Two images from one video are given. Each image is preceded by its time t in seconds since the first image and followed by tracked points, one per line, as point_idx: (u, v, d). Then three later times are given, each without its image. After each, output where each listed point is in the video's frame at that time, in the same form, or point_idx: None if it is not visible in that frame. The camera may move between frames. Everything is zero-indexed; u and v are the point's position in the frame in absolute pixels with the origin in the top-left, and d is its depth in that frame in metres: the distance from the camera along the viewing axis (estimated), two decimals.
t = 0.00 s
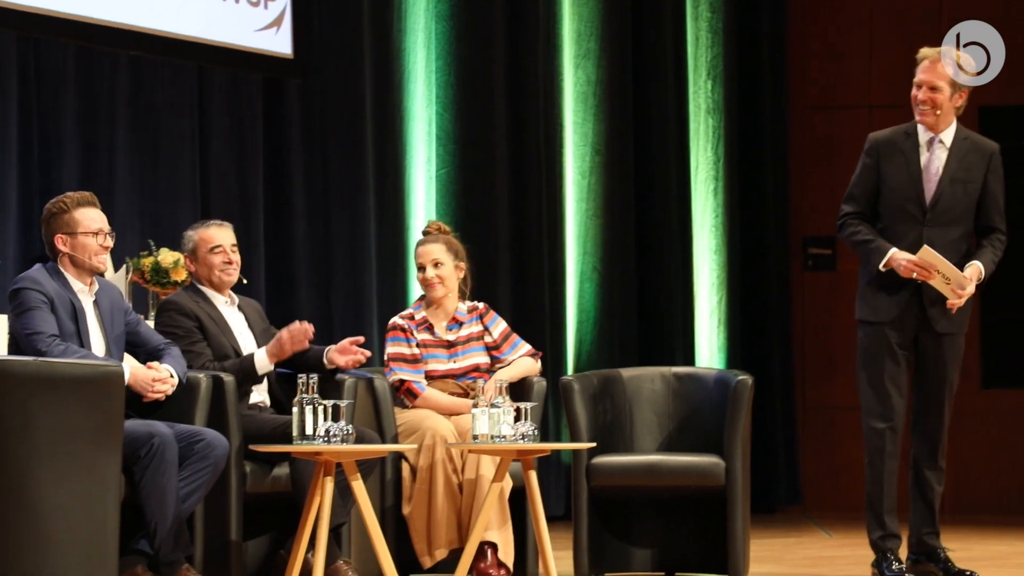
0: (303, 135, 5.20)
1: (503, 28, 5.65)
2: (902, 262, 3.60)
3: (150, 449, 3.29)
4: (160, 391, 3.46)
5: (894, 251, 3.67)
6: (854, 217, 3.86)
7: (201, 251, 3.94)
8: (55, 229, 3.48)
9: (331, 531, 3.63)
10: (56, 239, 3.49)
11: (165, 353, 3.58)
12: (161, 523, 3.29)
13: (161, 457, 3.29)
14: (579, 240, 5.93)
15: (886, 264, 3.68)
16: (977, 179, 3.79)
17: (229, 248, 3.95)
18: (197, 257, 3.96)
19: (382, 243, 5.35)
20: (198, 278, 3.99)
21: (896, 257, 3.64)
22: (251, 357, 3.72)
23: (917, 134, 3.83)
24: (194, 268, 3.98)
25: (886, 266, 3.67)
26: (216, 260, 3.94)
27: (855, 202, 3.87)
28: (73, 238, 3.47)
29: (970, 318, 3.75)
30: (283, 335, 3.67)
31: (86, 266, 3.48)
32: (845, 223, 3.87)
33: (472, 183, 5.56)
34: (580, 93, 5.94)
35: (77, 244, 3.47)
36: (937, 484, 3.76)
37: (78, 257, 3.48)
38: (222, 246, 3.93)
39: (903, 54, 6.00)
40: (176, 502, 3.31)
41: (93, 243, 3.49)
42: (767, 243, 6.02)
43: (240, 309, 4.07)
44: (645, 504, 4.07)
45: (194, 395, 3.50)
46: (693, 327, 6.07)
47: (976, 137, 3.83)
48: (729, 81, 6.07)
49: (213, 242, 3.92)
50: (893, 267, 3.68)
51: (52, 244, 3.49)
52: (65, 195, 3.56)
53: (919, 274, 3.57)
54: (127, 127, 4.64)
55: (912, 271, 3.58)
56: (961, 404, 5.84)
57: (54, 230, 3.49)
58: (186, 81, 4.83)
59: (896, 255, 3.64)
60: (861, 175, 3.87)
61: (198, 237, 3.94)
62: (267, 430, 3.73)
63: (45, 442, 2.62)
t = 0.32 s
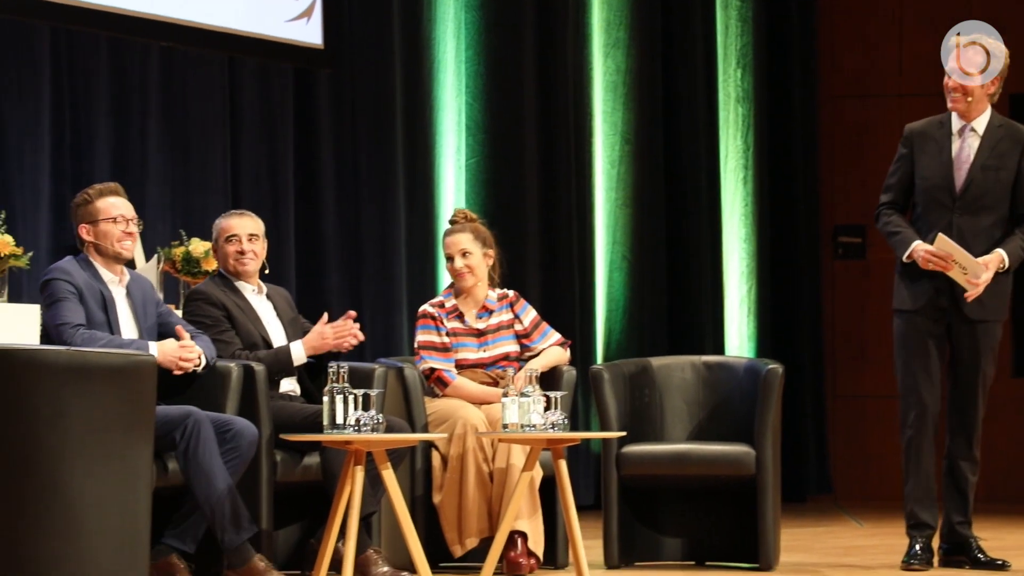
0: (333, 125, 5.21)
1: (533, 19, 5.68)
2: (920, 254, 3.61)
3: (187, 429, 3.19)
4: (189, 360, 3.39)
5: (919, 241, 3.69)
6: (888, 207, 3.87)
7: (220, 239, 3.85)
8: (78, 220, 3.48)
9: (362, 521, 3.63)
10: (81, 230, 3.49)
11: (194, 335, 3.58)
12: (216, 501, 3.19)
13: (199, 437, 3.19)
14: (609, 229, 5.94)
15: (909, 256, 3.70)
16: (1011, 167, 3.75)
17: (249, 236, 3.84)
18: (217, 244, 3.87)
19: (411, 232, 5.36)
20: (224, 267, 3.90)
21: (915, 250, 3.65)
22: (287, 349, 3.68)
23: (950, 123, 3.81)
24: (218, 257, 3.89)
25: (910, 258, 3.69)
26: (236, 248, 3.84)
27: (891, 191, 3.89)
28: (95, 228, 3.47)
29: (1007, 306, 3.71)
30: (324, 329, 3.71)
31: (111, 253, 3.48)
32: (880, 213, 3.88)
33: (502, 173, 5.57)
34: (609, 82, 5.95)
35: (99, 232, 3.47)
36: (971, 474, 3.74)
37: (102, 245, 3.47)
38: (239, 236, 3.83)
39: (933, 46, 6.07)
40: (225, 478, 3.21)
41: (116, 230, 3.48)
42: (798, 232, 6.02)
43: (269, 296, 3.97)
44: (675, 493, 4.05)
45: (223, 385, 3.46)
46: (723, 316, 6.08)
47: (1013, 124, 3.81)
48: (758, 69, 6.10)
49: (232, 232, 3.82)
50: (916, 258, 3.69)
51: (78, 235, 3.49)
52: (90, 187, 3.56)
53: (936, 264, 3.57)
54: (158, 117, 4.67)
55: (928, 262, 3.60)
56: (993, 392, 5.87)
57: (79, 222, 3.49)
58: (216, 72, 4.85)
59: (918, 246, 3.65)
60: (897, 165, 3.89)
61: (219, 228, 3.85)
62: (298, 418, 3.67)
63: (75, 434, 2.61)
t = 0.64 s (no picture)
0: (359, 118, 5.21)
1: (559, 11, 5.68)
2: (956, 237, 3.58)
3: (205, 417, 3.11)
4: (211, 366, 3.29)
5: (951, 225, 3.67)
6: (916, 199, 3.86)
7: (251, 233, 3.84)
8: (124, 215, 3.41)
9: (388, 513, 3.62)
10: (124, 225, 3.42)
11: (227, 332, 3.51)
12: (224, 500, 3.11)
13: (216, 424, 3.12)
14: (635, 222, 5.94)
15: (942, 240, 3.68)
16: None
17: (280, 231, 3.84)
18: (248, 237, 3.86)
19: (437, 225, 5.36)
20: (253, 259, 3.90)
21: (949, 233, 3.63)
22: (317, 344, 3.68)
23: (977, 115, 3.80)
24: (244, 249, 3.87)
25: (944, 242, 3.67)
26: (268, 242, 3.83)
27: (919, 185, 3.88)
28: (139, 223, 3.39)
29: None
30: (351, 322, 3.70)
31: (152, 251, 3.39)
32: (908, 207, 3.87)
33: (528, 165, 5.58)
34: (635, 74, 5.95)
35: (140, 227, 3.39)
36: (999, 467, 3.72)
37: (144, 241, 3.39)
38: (271, 230, 3.82)
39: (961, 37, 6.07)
40: (235, 474, 3.13)
41: (159, 227, 3.40)
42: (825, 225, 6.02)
43: (294, 287, 3.95)
44: (701, 486, 4.03)
45: (250, 375, 3.42)
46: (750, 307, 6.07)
47: None
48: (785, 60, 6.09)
49: (264, 225, 3.81)
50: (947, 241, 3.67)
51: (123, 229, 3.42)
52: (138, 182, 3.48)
53: (973, 249, 3.54)
54: (184, 109, 4.68)
55: (966, 247, 3.57)
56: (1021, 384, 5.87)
57: (124, 217, 3.41)
58: (243, 65, 4.86)
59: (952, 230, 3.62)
60: (925, 158, 3.87)
61: (248, 220, 3.83)
62: (324, 411, 3.66)
63: (99, 427, 2.61)
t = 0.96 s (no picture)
0: (379, 112, 5.20)
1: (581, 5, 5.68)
2: (993, 231, 3.56)
3: (223, 426, 3.10)
4: (231, 356, 3.27)
5: (984, 219, 3.62)
6: (939, 194, 3.81)
7: (311, 238, 3.70)
8: (181, 217, 3.29)
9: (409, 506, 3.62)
10: (180, 228, 3.30)
11: (255, 329, 3.42)
12: (220, 509, 3.07)
13: (232, 433, 3.10)
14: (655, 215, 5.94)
15: (976, 235, 3.63)
16: None
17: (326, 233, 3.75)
18: (305, 241, 3.70)
19: (457, 219, 5.36)
20: (290, 256, 3.74)
21: (983, 227, 3.60)
22: (344, 341, 3.63)
23: (998, 108, 3.77)
24: (294, 252, 3.71)
25: (979, 238, 3.62)
26: (325, 245, 3.73)
27: (940, 179, 3.83)
28: (200, 226, 3.30)
29: None
30: (368, 317, 3.66)
31: (207, 254, 3.32)
32: (930, 201, 3.82)
33: (549, 159, 5.58)
34: (656, 67, 5.94)
35: (203, 232, 3.30)
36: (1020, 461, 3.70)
37: (204, 245, 3.30)
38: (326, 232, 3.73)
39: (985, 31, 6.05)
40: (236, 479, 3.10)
41: (214, 230, 3.32)
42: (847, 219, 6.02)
43: (315, 281, 3.85)
44: (722, 479, 4.02)
45: (270, 371, 3.41)
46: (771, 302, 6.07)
47: None
48: (809, 54, 6.10)
49: (323, 228, 3.71)
50: (981, 237, 3.62)
51: (175, 231, 3.30)
52: (178, 179, 3.36)
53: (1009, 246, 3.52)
54: (205, 103, 4.69)
55: (1002, 242, 3.54)
56: None
57: (179, 218, 3.29)
58: (264, 59, 4.87)
59: (986, 224, 3.59)
60: (944, 152, 3.83)
61: (307, 225, 3.69)
62: (345, 404, 3.64)
63: (123, 420, 2.61)
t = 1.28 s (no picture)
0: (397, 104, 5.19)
1: None
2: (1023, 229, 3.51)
3: (230, 419, 3.07)
4: (249, 354, 3.27)
5: (1010, 217, 3.58)
6: (957, 188, 3.75)
7: (331, 225, 3.68)
8: (209, 211, 3.29)
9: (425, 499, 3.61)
10: (209, 221, 3.30)
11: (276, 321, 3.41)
12: (237, 499, 3.09)
13: (240, 426, 3.08)
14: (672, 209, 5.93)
15: (1004, 232, 3.58)
16: None
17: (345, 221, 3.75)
18: (325, 228, 3.68)
19: (475, 212, 5.36)
20: (310, 244, 3.71)
21: (1012, 224, 3.55)
22: (357, 330, 3.59)
23: (1014, 100, 3.72)
24: (316, 239, 3.69)
25: (1006, 234, 3.58)
26: (344, 232, 3.71)
27: (957, 173, 3.76)
28: (229, 218, 3.30)
29: None
30: (386, 308, 3.57)
31: (236, 244, 3.33)
32: (947, 195, 3.76)
33: (567, 153, 5.58)
34: (674, 59, 5.93)
35: (233, 223, 3.30)
36: None
37: (233, 236, 3.31)
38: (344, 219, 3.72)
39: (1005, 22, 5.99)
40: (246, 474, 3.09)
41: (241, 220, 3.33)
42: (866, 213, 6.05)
43: (336, 275, 3.81)
44: (740, 472, 3.99)
45: (287, 362, 3.40)
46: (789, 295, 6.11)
47: None
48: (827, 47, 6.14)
49: (342, 215, 3.70)
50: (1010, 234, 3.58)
51: (204, 223, 3.30)
52: (196, 173, 3.35)
53: None
54: (223, 96, 4.70)
55: None
56: None
57: (206, 212, 3.29)
58: (282, 53, 4.88)
59: (1014, 221, 3.55)
60: (960, 146, 3.75)
61: (327, 211, 3.68)
62: (362, 397, 3.62)
63: (143, 413, 2.61)
